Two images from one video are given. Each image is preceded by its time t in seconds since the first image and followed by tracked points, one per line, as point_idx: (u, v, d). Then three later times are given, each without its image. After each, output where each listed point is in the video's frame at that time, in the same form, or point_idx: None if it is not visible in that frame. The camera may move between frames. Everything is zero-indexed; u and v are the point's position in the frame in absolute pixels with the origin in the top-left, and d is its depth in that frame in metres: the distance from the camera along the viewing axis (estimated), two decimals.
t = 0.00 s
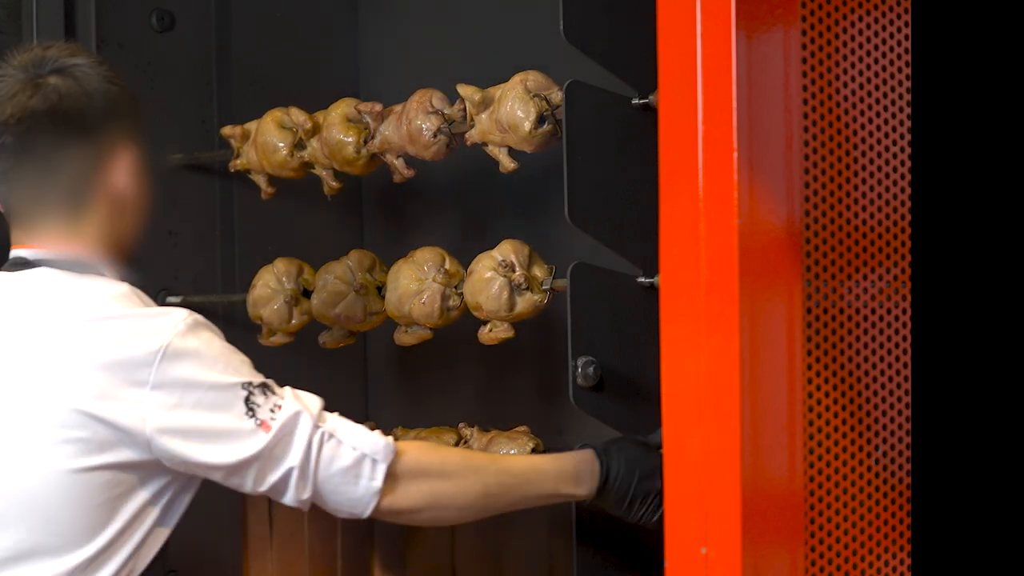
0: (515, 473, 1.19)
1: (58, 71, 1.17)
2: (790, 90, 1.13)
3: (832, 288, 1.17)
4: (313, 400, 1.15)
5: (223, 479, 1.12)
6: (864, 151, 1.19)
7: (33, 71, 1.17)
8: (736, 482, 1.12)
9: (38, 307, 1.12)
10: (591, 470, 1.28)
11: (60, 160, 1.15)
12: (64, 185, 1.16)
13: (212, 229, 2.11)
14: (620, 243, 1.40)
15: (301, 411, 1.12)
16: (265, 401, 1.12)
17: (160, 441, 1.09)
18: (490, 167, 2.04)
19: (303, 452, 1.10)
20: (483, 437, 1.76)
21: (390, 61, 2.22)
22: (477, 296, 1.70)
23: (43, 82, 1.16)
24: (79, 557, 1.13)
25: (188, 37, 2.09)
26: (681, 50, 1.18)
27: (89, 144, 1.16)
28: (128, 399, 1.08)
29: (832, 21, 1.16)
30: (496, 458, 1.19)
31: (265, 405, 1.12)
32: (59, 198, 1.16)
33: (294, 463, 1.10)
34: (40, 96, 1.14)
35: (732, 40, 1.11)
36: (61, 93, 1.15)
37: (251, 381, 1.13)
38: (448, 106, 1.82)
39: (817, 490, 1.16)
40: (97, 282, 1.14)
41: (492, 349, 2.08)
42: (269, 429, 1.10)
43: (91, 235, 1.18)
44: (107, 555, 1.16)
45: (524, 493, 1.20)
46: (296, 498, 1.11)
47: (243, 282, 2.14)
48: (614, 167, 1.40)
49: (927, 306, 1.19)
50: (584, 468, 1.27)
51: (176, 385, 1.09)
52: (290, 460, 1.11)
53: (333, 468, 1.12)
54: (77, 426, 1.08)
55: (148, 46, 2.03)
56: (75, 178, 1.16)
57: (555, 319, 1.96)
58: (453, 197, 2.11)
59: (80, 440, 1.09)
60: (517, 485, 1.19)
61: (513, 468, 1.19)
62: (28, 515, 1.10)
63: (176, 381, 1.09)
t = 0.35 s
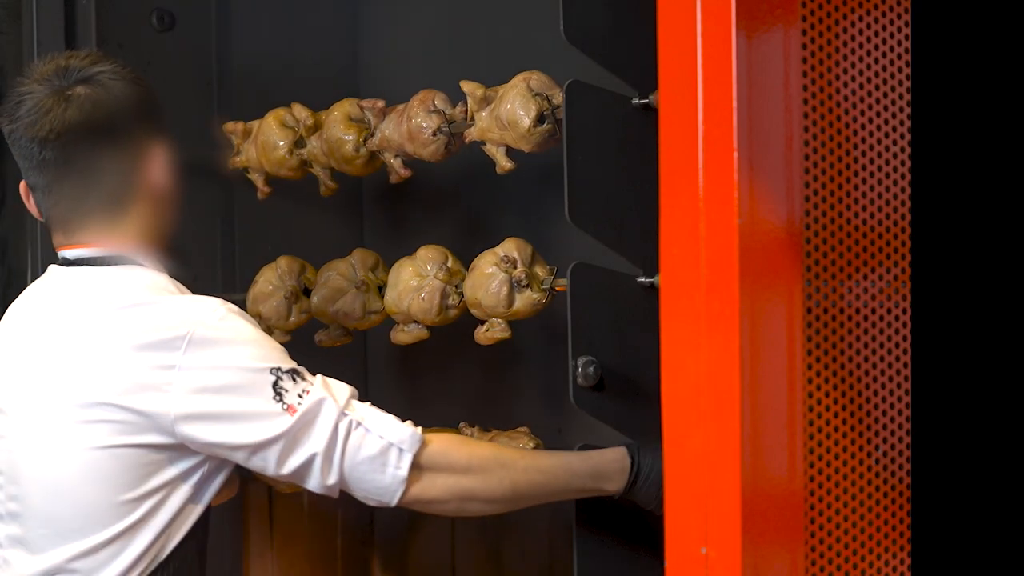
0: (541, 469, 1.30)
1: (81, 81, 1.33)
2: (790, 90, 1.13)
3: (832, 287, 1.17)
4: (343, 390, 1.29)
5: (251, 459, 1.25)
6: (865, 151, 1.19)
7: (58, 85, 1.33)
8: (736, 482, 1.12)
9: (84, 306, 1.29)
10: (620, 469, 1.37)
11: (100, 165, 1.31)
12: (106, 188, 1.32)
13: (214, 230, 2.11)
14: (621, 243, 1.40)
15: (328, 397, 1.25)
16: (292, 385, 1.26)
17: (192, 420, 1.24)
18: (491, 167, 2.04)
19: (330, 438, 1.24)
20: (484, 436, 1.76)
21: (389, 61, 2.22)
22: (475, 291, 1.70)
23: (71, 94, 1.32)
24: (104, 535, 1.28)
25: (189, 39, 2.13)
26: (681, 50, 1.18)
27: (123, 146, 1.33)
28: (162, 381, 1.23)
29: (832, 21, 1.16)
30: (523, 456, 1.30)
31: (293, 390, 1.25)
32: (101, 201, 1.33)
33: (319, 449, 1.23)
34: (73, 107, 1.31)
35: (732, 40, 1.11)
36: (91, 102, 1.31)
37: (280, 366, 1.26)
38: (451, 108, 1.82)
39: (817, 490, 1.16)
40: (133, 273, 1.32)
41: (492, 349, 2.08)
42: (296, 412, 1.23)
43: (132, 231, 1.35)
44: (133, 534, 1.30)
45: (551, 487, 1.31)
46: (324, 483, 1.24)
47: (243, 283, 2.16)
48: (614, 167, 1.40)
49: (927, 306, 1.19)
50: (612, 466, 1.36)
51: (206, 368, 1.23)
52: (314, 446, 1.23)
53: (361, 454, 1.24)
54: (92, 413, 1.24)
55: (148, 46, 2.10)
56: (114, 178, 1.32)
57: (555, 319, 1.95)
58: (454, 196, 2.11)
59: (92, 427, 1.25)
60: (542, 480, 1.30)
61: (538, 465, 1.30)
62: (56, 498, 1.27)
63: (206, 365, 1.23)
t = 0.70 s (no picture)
0: (531, 480, 1.27)
1: (102, 81, 1.34)
2: (790, 90, 1.13)
3: (832, 288, 1.17)
4: (346, 406, 1.28)
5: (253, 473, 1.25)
6: (864, 151, 1.19)
7: (79, 85, 1.34)
8: (736, 482, 1.12)
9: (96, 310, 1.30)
10: (613, 472, 1.34)
11: (117, 164, 1.31)
12: (122, 188, 1.32)
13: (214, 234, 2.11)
14: (621, 243, 1.40)
15: (328, 416, 1.25)
16: (297, 400, 1.25)
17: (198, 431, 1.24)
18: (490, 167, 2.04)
19: (324, 456, 1.23)
20: (480, 430, 1.76)
21: (389, 60, 2.22)
22: (475, 288, 1.70)
23: (91, 93, 1.32)
24: (117, 539, 1.29)
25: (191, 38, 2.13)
26: (681, 50, 1.18)
27: (141, 146, 1.32)
28: (171, 390, 1.24)
29: (832, 21, 1.16)
30: (512, 468, 1.27)
31: (296, 405, 1.25)
32: (117, 200, 1.33)
33: (314, 466, 1.23)
34: (91, 107, 1.31)
35: (732, 40, 1.11)
36: (110, 102, 1.32)
37: (285, 380, 1.26)
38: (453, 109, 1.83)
39: (817, 490, 1.16)
40: (146, 277, 1.34)
41: (492, 348, 2.08)
42: (297, 427, 1.23)
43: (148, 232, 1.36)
44: (145, 539, 1.31)
45: (544, 497, 1.28)
46: (319, 499, 1.25)
47: (243, 282, 2.15)
48: (613, 167, 1.40)
49: (926, 306, 1.19)
50: (604, 470, 1.33)
51: (213, 379, 1.23)
52: (309, 462, 1.24)
53: (354, 474, 1.24)
54: (105, 418, 1.25)
55: (147, 45, 2.08)
56: (131, 178, 1.32)
57: (555, 318, 1.96)
58: (454, 197, 2.11)
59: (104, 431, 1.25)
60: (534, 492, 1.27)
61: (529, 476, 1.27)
62: (70, 503, 1.27)
63: (215, 375, 1.23)
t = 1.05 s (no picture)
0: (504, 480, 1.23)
1: (97, 79, 1.34)
2: (789, 90, 1.13)
3: (832, 288, 1.17)
4: (324, 412, 1.24)
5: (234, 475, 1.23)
6: (864, 151, 1.19)
7: (74, 82, 1.34)
8: (736, 482, 1.12)
9: (92, 310, 1.30)
10: (583, 465, 1.28)
11: (110, 160, 1.31)
12: (115, 183, 1.32)
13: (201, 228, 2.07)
14: (621, 243, 1.40)
15: (301, 420, 1.21)
16: (275, 401, 1.22)
17: (181, 430, 1.23)
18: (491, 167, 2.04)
19: (291, 461, 1.20)
20: (467, 420, 1.76)
21: (389, 61, 2.22)
22: (476, 283, 1.70)
23: (86, 90, 1.33)
24: (118, 539, 1.29)
25: (190, 38, 2.12)
26: (681, 50, 1.18)
27: (134, 143, 1.33)
28: (159, 388, 1.24)
29: (832, 21, 1.16)
30: (482, 469, 1.23)
31: (273, 407, 1.22)
32: (110, 196, 1.33)
33: (282, 471, 1.21)
34: (86, 103, 1.31)
35: (733, 40, 1.11)
36: (105, 99, 1.32)
37: (265, 382, 1.23)
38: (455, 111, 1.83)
39: (817, 490, 1.16)
40: (137, 276, 1.34)
41: (492, 348, 2.08)
42: (270, 430, 1.21)
43: (140, 229, 1.35)
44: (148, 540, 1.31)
45: (520, 496, 1.24)
46: (288, 504, 1.22)
47: (243, 283, 2.14)
48: (613, 167, 1.40)
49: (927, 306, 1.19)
50: (574, 465, 1.27)
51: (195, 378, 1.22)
52: (279, 467, 1.21)
53: (319, 482, 1.21)
54: (102, 417, 1.25)
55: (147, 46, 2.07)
56: (124, 174, 1.32)
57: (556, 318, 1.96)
58: (454, 197, 2.11)
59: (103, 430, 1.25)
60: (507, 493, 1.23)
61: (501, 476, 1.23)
62: (71, 504, 1.27)
63: (196, 374, 1.21)
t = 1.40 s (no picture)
0: (469, 465, 1.17)
1: (83, 85, 1.36)
2: (790, 90, 1.13)
3: (832, 288, 1.17)
4: (291, 393, 1.20)
5: (202, 457, 1.21)
6: (864, 151, 1.19)
7: (60, 89, 1.36)
8: (736, 482, 1.12)
9: (76, 300, 1.30)
10: (551, 456, 1.22)
11: (97, 162, 1.33)
12: (101, 184, 1.33)
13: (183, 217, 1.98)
14: (621, 243, 1.40)
15: (266, 398, 1.18)
16: (242, 382, 1.19)
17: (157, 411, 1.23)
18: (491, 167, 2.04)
19: (254, 440, 1.17)
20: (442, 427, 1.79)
21: (390, 61, 2.22)
22: (476, 279, 1.70)
23: (72, 95, 1.35)
24: (107, 528, 1.27)
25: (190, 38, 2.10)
26: (681, 50, 1.18)
27: (122, 147, 1.34)
28: (134, 369, 1.23)
29: (832, 21, 1.16)
30: (448, 450, 1.18)
31: (240, 387, 1.19)
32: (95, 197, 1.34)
33: (245, 450, 1.18)
34: (73, 106, 1.33)
35: (733, 40, 1.11)
36: (92, 103, 1.34)
37: (233, 362, 1.20)
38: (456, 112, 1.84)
39: (817, 490, 1.16)
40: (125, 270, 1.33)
41: (493, 349, 2.08)
42: (235, 408, 1.18)
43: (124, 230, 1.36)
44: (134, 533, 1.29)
45: (488, 484, 1.18)
46: (252, 484, 1.19)
47: (243, 282, 2.13)
48: (614, 167, 1.40)
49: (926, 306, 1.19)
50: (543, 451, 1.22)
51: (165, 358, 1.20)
52: (241, 446, 1.18)
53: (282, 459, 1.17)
54: (82, 404, 1.25)
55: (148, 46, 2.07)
56: (111, 176, 1.34)
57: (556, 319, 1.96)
58: (455, 197, 2.11)
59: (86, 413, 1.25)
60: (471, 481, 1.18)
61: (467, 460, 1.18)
62: (60, 494, 1.28)
63: (166, 355, 1.20)
